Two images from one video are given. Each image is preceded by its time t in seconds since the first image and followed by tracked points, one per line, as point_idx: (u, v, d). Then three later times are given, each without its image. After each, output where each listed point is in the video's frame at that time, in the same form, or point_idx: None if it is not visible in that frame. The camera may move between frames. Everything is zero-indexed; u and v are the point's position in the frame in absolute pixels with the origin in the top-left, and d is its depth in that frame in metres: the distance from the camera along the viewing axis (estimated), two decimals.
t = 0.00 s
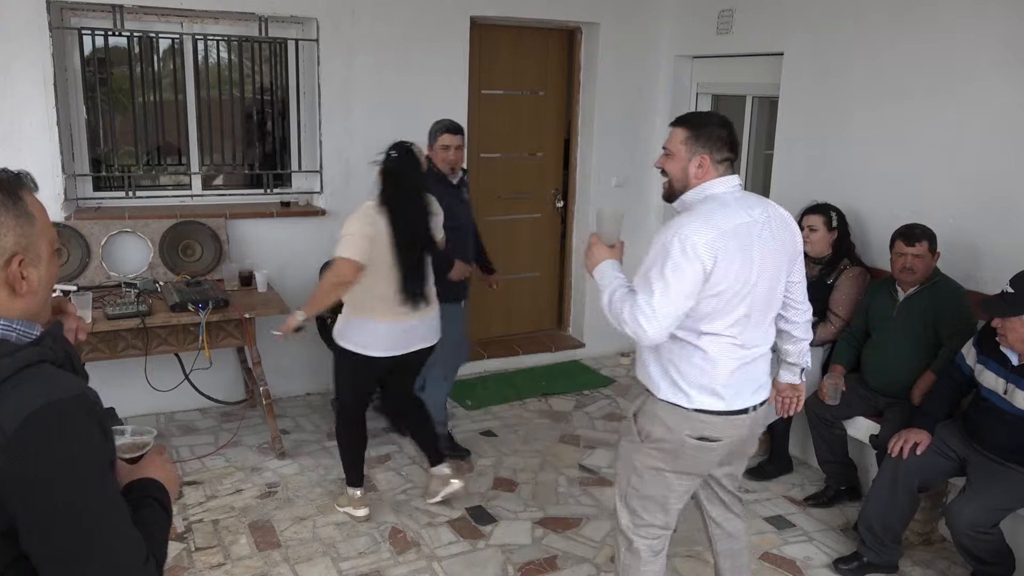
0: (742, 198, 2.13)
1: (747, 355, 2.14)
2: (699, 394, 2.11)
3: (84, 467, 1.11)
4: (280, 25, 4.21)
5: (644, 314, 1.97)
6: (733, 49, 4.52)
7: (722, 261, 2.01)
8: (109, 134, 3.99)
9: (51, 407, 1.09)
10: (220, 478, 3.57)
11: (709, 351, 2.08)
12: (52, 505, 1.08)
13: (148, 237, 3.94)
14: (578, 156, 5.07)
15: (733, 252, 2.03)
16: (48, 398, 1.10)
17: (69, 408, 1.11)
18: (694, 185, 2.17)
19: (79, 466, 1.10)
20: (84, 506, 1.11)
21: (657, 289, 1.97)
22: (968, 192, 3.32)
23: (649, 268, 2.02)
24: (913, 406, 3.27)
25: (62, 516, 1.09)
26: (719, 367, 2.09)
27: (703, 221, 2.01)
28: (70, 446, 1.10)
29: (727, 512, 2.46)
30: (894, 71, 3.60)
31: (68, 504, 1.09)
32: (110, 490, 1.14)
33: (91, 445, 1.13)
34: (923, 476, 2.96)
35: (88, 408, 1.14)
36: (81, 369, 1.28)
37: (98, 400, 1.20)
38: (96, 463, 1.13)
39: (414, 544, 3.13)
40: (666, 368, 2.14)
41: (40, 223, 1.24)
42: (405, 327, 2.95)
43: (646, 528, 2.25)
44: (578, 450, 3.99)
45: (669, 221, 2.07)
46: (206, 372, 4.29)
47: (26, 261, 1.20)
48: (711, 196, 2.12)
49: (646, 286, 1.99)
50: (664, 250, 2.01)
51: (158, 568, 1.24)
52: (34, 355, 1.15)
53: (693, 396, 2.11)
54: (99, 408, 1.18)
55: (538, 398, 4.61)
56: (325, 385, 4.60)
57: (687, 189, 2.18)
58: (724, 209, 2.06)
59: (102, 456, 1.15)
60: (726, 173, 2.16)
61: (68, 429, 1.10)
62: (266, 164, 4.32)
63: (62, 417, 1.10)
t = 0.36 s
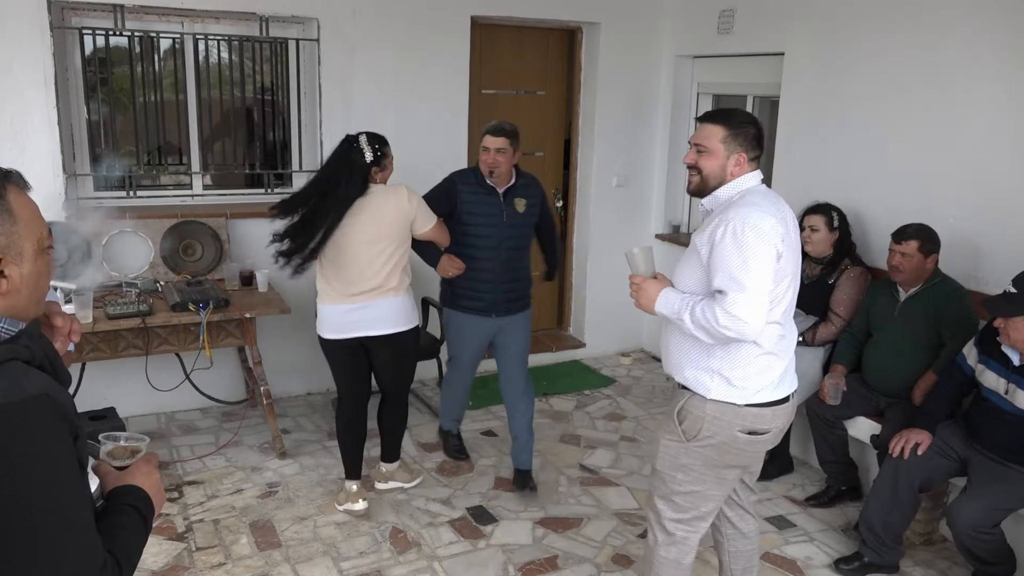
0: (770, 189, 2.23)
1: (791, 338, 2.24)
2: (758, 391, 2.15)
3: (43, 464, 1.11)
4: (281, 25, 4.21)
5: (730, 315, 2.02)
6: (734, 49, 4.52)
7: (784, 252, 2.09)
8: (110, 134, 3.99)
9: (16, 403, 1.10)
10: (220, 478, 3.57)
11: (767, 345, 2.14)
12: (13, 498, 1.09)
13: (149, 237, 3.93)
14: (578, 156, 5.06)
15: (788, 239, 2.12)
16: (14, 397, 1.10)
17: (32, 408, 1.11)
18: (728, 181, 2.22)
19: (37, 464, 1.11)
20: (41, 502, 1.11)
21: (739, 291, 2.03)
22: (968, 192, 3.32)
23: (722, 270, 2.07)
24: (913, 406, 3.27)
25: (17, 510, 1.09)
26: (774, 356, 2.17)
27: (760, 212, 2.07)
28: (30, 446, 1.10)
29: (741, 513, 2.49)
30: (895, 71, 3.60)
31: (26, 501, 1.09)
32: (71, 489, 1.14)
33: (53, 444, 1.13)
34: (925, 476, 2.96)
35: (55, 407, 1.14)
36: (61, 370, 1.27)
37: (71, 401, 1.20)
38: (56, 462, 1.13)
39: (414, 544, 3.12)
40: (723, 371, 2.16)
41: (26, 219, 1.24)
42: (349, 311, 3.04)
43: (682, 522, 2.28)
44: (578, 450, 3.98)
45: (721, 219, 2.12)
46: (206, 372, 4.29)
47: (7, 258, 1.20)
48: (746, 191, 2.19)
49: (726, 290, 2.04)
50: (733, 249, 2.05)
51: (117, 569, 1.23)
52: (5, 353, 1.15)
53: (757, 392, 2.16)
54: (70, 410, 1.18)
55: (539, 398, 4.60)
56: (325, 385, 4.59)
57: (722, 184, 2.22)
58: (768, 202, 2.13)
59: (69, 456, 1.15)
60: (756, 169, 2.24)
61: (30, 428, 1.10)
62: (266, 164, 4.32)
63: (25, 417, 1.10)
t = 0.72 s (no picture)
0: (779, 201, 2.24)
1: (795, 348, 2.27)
2: (776, 404, 2.16)
3: (36, 468, 1.11)
4: (281, 25, 4.21)
5: (766, 336, 2.01)
6: (734, 49, 4.52)
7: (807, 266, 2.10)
8: (110, 134, 3.99)
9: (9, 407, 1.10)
10: (220, 478, 3.57)
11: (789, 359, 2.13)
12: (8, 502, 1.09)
13: (149, 237, 3.94)
14: (578, 156, 5.07)
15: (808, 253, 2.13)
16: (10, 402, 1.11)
17: (25, 412, 1.11)
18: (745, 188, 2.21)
19: (29, 468, 1.11)
20: (36, 506, 1.11)
21: (773, 309, 2.01)
22: (968, 192, 3.32)
23: (753, 286, 2.04)
24: (913, 406, 3.27)
25: (9, 513, 1.09)
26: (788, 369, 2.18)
27: (785, 226, 2.07)
28: (24, 450, 1.10)
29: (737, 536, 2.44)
30: (895, 71, 3.60)
31: (17, 504, 1.10)
32: (65, 494, 1.14)
33: (47, 448, 1.13)
34: (925, 476, 2.96)
35: (48, 413, 1.14)
36: (65, 377, 1.28)
37: (65, 408, 1.20)
38: (51, 465, 1.13)
39: (414, 544, 3.12)
40: (743, 386, 2.14)
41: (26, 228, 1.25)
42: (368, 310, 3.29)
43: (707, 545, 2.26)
44: (578, 450, 3.98)
45: (746, 232, 2.09)
46: (206, 372, 4.29)
47: (7, 264, 1.22)
48: (760, 203, 2.18)
49: (760, 308, 2.02)
50: (765, 265, 2.03)
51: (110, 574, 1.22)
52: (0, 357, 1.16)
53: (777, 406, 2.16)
54: (63, 416, 1.18)
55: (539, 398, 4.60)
56: (325, 385, 4.60)
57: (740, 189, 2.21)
58: (787, 214, 2.13)
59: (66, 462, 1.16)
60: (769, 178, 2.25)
61: (22, 432, 1.11)
62: (266, 164, 4.32)
63: (18, 421, 1.10)
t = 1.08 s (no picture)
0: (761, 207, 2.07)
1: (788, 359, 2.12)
2: (780, 424, 2.01)
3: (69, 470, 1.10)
4: (281, 25, 4.21)
5: (755, 361, 1.85)
6: (733, 49, 4.52)
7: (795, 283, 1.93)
8: (109, 134, 3.99)
9: (42, 411, 1.09)
10: (220, 479, 3.57)
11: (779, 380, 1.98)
12: (47, 506, 1.08)
13: (149, 237, 3.94)
14: (578, 157, 5.07)
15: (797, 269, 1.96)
16: (44, 405, 1.09)
17: (59, 414, 1.10)
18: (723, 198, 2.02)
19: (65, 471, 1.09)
20: (64, 511, 1.09)
21: (758, 332, 1.85)
22: (967, 192, 3.32)
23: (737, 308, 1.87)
24: (913, 406, 3.27)
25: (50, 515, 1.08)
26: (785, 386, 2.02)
27: (770, 240, 1.90)
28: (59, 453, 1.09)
29: None
30: (895, 71, 3.60)
31: (53, 508, 1.09)
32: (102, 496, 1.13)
33: (81, 449, 1.11)
34: (924, 476, 2.96)
35: (83, 414, 1.13)
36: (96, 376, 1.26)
37: (101, 408, 1.19)
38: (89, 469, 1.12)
39: (414, 544, 3.13)
40: (738, 409, 1.97)
41: (61, 229, 1.24)
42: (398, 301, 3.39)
43: None
44: (578, 450, 3.98)
45: (732, 248, 1.92)
46: (206, 372, 4.29)
47: (40, 265, 1.20)
48: (742, 213, 2.01)
49: (746, 331, 1.85)
50: (751, 284, 1.86)
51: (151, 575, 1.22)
52: (34, 360, 1.14)
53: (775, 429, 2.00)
54: (100, 416, 1.17)
55: (539, 398, 4.60)
56: (325, 385, 4.60)
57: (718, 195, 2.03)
58: (773, 227, 1.96)
59: (102, 463, 1.14)
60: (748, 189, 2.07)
61: (55, 436, 1.09)
62: (265, 164, 4.32)
63: (53, 424, 1.09)
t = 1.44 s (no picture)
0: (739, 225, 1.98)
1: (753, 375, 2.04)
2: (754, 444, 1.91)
3: (135, 462, 1.11)
4: (281, 25, 4.20)
5: (743, 395, 1.76)
6: (733, 49, 4.52)
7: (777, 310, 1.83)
8: (109, 134, 3.99)
9: (107, 405, 1.10)
10: (220, 479, 3.57)
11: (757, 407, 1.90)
12: (114, 496, 1.09)
13: (149, 237, 3.94)
14: (577, 157, 5.07)
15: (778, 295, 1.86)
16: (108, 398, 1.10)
17: (123, 406, 1.11)
18: (699, 214, 1.91)
19: (131, 462, 1.11)
20: (129, 501, 1.11)
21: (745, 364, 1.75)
22: (967, 192, 3.32)
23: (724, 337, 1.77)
24: (913, 406, 3.27)
25: (120, 504, 1.10)
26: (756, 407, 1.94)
27: (756, 265, 1.80)
28: (125, 445, 1.10)
29: None
30: (894, 71, 3.59)
31: (116, 499, 1.10)
32: (161, 487, 1.15)
33: (143, 441, 1.13)
34: (924, 476, 2.96)
35: (142, 405, 1.14)
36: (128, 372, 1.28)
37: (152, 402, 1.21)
38: (151, 460, 1.14)
39: (414, 544, 3.12)
40: (718, 432, 1.86)
41: (87, 228, 1.25)
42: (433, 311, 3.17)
43: None
44: (578, 450, 3.98)
45: (718, 273, 1.80)
46: (206, 372, 4.29)
47: (74, 263, 1.21)
48: (722, 233, 1.89)
49: (733, 363, 1.75)
50: (740, 313, 1.76)
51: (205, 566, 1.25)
52: (86, 357, 1.14)
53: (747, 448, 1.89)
54: (154, 409, 1.19)
55: (539, 398, 4.61)
56: (325, 385, 4.60)
57: (683, 209, 1.91)
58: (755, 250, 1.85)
59: (158, 454, 1.16)
60: (720, 203, 1.94)
61: (122, 428, 1.10)
62: (265, 164, 4.32)
63: (118, 417, 1.10)
